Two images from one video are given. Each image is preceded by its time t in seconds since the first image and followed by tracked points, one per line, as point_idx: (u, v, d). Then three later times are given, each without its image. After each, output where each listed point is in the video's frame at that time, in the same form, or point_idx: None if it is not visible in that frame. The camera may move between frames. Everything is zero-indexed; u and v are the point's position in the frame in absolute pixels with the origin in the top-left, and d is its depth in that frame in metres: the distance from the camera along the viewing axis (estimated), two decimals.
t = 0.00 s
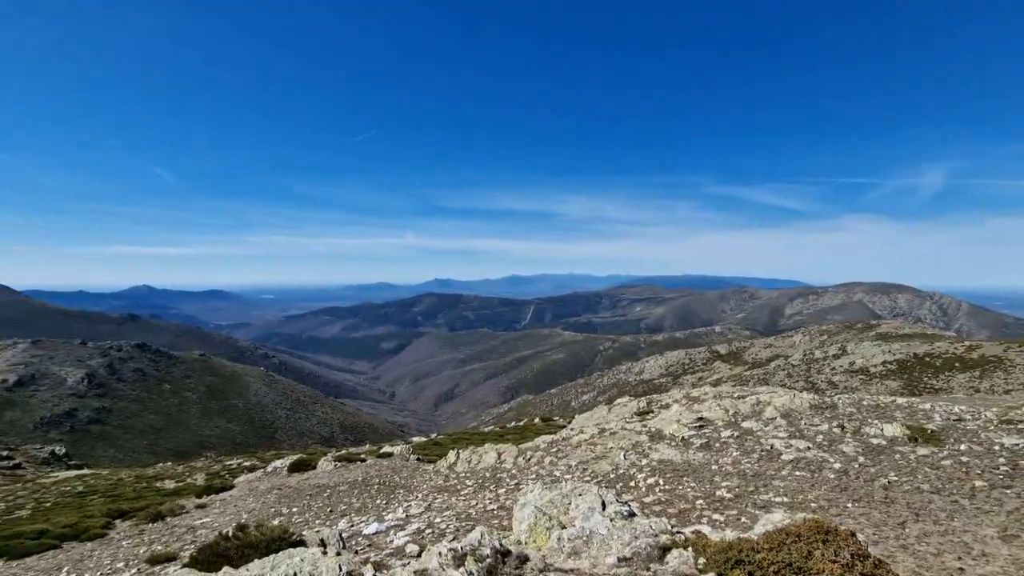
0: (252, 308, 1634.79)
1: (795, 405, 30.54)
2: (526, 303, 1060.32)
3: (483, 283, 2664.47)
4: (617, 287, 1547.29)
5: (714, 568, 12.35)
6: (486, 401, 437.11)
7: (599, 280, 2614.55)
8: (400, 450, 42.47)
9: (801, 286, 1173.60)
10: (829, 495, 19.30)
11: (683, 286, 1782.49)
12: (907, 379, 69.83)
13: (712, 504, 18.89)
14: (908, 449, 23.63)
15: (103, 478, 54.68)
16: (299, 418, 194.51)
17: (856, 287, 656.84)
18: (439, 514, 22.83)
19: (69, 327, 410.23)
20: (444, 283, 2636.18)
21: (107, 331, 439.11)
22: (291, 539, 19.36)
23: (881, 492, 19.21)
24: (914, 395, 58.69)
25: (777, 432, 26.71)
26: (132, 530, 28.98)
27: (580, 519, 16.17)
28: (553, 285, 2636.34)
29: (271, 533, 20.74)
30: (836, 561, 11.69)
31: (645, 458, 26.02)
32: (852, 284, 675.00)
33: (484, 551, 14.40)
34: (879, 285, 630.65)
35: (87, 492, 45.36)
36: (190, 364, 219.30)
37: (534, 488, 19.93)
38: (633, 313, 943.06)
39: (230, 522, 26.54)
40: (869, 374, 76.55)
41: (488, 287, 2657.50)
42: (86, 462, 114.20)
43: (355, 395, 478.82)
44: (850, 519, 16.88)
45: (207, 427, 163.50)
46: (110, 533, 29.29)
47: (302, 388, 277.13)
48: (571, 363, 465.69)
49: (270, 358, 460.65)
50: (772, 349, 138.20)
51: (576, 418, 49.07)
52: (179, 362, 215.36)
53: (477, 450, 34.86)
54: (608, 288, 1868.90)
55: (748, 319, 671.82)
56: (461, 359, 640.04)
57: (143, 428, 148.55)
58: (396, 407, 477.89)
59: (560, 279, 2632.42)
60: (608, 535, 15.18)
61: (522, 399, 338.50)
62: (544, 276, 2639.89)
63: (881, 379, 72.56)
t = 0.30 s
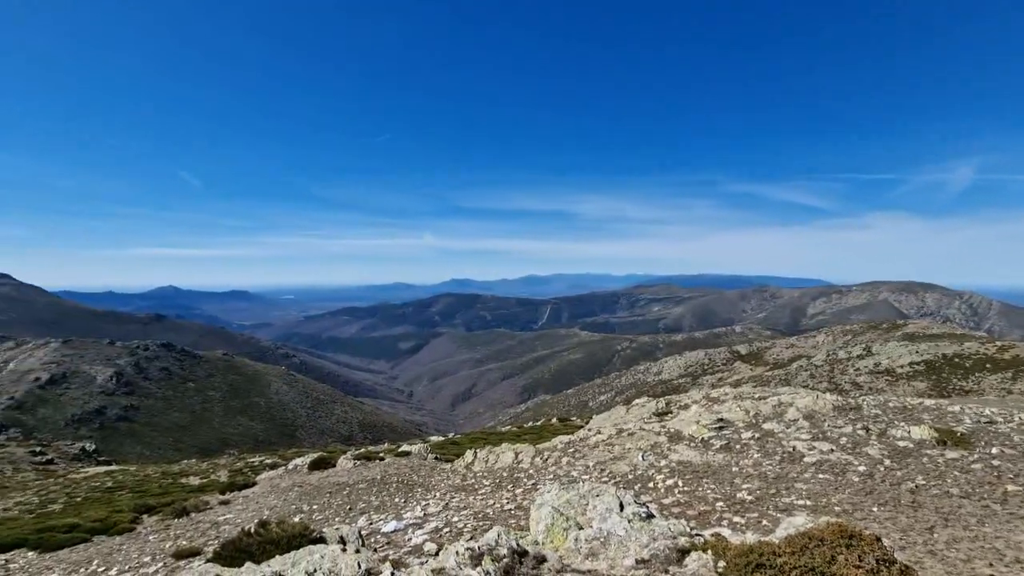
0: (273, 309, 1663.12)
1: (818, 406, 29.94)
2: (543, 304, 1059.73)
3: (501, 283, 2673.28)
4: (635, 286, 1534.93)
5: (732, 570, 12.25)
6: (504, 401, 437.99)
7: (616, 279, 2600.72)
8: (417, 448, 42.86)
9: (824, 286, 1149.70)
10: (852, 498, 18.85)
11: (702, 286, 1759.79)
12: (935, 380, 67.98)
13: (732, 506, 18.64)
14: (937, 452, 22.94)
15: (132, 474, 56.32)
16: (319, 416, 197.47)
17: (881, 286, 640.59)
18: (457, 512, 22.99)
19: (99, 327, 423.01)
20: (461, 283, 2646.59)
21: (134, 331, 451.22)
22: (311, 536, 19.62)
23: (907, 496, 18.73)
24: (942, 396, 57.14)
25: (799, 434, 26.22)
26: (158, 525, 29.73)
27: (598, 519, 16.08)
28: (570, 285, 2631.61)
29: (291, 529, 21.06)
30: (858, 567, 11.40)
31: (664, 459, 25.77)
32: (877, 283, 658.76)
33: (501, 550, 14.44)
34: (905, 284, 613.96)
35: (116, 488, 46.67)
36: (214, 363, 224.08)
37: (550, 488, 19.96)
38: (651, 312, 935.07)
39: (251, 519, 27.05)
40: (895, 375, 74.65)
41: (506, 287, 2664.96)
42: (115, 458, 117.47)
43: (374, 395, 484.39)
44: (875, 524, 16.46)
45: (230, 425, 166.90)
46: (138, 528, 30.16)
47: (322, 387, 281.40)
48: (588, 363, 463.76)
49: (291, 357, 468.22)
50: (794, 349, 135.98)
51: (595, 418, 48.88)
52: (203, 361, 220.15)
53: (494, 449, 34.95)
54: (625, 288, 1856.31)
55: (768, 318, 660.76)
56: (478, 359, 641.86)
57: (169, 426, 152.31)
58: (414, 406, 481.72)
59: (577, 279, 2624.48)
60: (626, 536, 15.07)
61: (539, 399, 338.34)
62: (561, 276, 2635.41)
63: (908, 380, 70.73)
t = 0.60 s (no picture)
0: (292, 309, 1687.91)
1: (840, 408, 29.35)
2: (559, 304, 1058.04)
3: (516, 283, 2674.26)
4: (653, 286, 1519.42)
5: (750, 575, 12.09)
6: (520, 401, 438.04)
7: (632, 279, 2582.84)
8: (433, 448, 42.99)
9: (846, 286, 1125.61)
10: (876, 503, 18.45)
11: (721, 285, 1736.45)
12: (962, 383, 66.05)
13: (751, 510, 18.37)
14: (964, 456, 22.34)
15: (156, 471, 57.68)
16: (337, 415, 199.87)
17: (906, 285, 625.02)
18: (474, 512, 23.08)
19: (125, 326, 434.42)
20: (477, 283, 2648.72)
21: (158, 330, 461.71)
22: (329, 534, 19.87)
23: (934, 502, 18.21)
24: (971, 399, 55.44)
25: (820, 436, 25.74)
26: (180, 520, 30.35)
27: (615, 521, 15.99)
28: (586, 285, 2620.63)
29: (310, 526, 21.35)
30: (882, 573, 11.14)
31: (681, 460, 25.59)
32: (902, 283, 643.08)
33: (518, 552, 14.42)
34: (932, 284, 598.06)
35: (141, 484, 47.75)
36: (235, 362, 228.27)
37: (567, 488, 19.88)
38: (668, 312, 926.51)
39: (271, 515, 27.49)
40: (920, 377, 72.76)
41: (522, 287, 2665.91)
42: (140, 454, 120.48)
43: (391, 394, 488.17)
44: (901, 530, 16.05)
45: (250, 423, 169.82)
46: (161, 523, 30.86)
47: (340, 386, 284.73)
48: (604, 364, 461.28)
49: (309, 356, 474.47)
50: (815, 350, 133.50)
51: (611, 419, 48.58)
52: (224, 360, 224.45)
53: (511, 450, 34.96)
54: (642, 288, 1840.99)
55: (789, 318, 649.51)
56: (495, 359, 642.38)
57: (192, 423, 155.66)
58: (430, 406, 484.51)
59: (593, 279, 2612.30)
60: (643, 538, 14.99)
61: (555, 400, 337.34)
62: (577, 275, 2626.40)
63: (934, 382, 68.86)
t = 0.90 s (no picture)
0: (320, 309, 1722.19)
1: (875, 412, 28.40)
2: (583, 304, 1052.15)
3: (540, 283, 2672.11)
4: (678, 286, 1497.91)
5: None
6: (544, 401, 437.50)
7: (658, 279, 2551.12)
8: (458, 448, 43.26)
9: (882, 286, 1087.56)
10: (912, 510, 17.82)
11: (749, 285, 1699.22)
12: (1007, 387, 62.94)
13: (781, 516, 17.94)
14: (1008, 463, 21.33)
15: (190, 466, 59.59)
16: (363, 414, 203.06)
17: (946, 285, 600.72)
18: (498, 512, 23.14)
19: (161, 326, 450.30)
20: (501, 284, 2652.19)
21: (193, 330, 476.85)
22: (355, 531, 20.21)
23: (976, 511, 17.47)
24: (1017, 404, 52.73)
25: (854, 442, 24.94)
26: (213, 514, 31.30)
27: (639, 524, 15.84)
28: (610, 285, 2599.87)
29: (337, 523, 21.77)
30: None
31: (708, 464, 25.15)
32: (941, 282, 618.55)
33: (541, 552, 14.44)
34: (973, 284, 573.30)
35: (176, 479, 49.39)
36: (265, 361, 234.17)
37: (590, 491, 19.72)
38: (694, 312, 912.28)
39: (300, 512, 28.06)
40: (961, 381, 69.65)
41: (545, 287, 2662.37)
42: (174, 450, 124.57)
43: (416, 394, 493.35)
44: (939, 539, 15.45)
45: (279, 420, 173.86)
46: (196, 517, 31.88)
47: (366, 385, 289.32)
48: (629, 364, 456.82)
49: (337, 356, 483.42)
50: (848, 351, 129.53)
51: (636, 421, 48.13)
52: (255, 359, 230.49)
53: (535, 450, 34.97)
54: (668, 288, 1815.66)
55: (820, 319, 631.99)
56: (518, 360, 642.62)
57: (224, 420, 160.29)
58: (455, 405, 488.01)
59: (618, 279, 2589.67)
60: (668, 542, 14.77)
61: (579, 401, 335.56)
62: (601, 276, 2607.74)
63: (975, 386, 65.84)
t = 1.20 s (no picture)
0: (356, 309, 1760.47)
1: (924, 419, 27.03)
2: (616, 305, 1040.53)
3: (573, 284, 2657.45)
4: (715, 287, 1462.94)
5: None
6: (576, 402, 434.70)
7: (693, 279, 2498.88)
8: (490, 447, 43.44)
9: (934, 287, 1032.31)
10: (965, 522, 16.87)
11: (790, 285, 1642.94)
12: None
13: (822, 524, 17.30)
14: None
15: (233, 459, 61.97)
16: (398, 412, 206.69)
17: (1005, 286, 565.19)
18: (530, 512, 23.19)
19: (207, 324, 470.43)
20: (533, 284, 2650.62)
21: (236, 329, 495.22)
22: (389, 526, 20.61)
23: None
24: None
25: (902, 449, 23.78)
26: (255, 507, 32.48)
27: (672, 528, 15.57)
28: (644, 286, 2562.13)
29: (372, 518, 22.25)
30: None
31: (745, 469, 24.45)
32: (1000, 283, 582.60)
33: (572, 553, 14.36)
34: None
35: (220, 472, 51.57)
36: (304, 359, 241.27)
37: (623, 492, 19.47)
38: (732, 313, 888.53)
39: (336, 506, 28.81)
40: (1021, 387, 65.25)
41: (578, 288, 2645.26)
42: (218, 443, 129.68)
43: (449, 393, 498.25)
44: (994, 553, 14.57)
45: (317, 417, 178.83)
46: (238, 508, 33.18)
47: (400, 384, 294.08)
48: (663, 366, 448.80)
49: (372, 355, 493.65)
50: (896, 355, 123.53)
51: (670, 424, 47.31)
52: (294, 358, 237.87)
53: (567, 451, 34.89)
54: (704, 288, 1775.99)
55: (866, 321, 605.37)
56: (551, 360, 640.67)
57: (265, 416, 166.06)
58: (487, 405, 490.54)
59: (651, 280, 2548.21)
60: (702, 547, 14.41)
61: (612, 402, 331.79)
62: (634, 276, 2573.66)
63: None
